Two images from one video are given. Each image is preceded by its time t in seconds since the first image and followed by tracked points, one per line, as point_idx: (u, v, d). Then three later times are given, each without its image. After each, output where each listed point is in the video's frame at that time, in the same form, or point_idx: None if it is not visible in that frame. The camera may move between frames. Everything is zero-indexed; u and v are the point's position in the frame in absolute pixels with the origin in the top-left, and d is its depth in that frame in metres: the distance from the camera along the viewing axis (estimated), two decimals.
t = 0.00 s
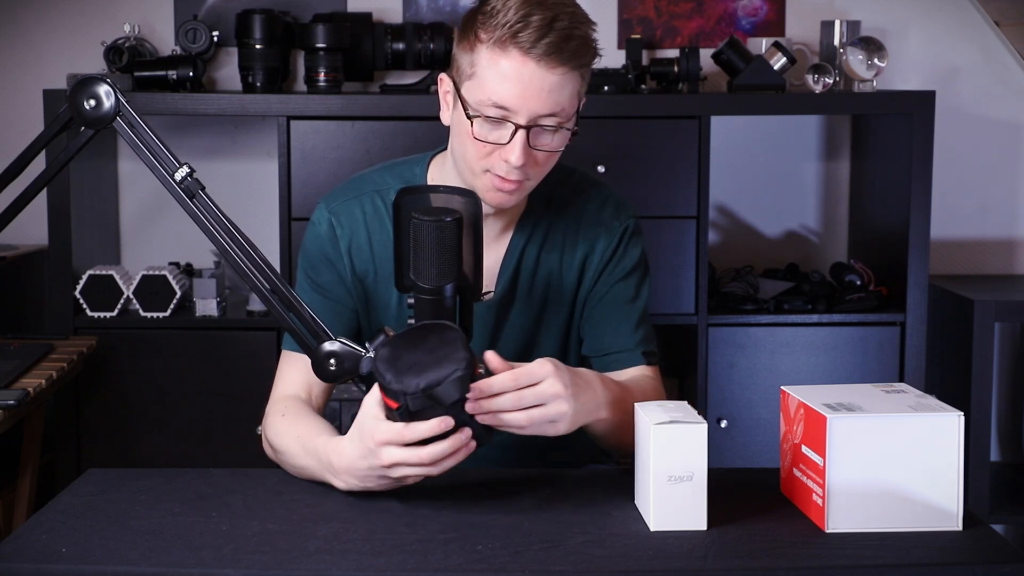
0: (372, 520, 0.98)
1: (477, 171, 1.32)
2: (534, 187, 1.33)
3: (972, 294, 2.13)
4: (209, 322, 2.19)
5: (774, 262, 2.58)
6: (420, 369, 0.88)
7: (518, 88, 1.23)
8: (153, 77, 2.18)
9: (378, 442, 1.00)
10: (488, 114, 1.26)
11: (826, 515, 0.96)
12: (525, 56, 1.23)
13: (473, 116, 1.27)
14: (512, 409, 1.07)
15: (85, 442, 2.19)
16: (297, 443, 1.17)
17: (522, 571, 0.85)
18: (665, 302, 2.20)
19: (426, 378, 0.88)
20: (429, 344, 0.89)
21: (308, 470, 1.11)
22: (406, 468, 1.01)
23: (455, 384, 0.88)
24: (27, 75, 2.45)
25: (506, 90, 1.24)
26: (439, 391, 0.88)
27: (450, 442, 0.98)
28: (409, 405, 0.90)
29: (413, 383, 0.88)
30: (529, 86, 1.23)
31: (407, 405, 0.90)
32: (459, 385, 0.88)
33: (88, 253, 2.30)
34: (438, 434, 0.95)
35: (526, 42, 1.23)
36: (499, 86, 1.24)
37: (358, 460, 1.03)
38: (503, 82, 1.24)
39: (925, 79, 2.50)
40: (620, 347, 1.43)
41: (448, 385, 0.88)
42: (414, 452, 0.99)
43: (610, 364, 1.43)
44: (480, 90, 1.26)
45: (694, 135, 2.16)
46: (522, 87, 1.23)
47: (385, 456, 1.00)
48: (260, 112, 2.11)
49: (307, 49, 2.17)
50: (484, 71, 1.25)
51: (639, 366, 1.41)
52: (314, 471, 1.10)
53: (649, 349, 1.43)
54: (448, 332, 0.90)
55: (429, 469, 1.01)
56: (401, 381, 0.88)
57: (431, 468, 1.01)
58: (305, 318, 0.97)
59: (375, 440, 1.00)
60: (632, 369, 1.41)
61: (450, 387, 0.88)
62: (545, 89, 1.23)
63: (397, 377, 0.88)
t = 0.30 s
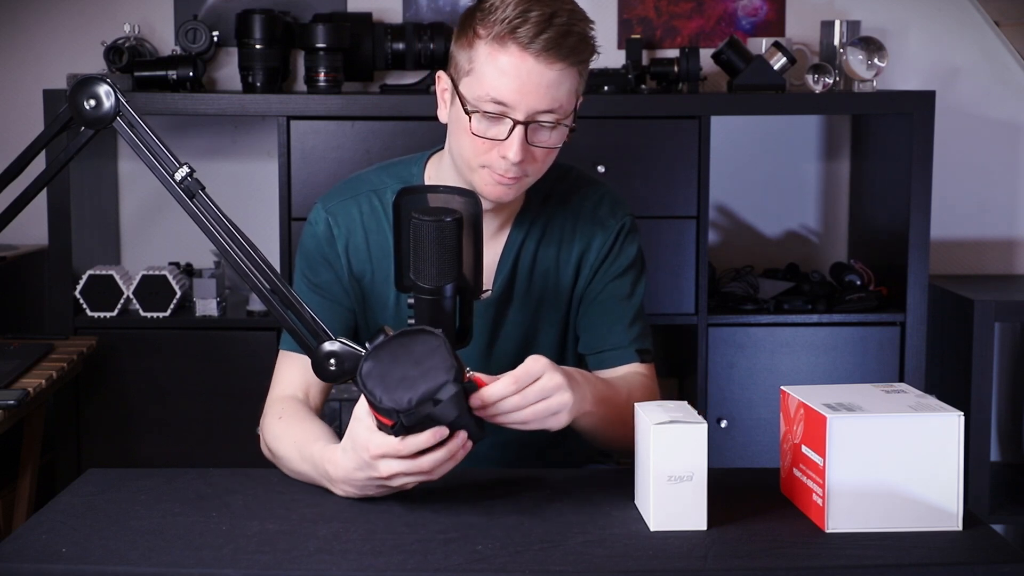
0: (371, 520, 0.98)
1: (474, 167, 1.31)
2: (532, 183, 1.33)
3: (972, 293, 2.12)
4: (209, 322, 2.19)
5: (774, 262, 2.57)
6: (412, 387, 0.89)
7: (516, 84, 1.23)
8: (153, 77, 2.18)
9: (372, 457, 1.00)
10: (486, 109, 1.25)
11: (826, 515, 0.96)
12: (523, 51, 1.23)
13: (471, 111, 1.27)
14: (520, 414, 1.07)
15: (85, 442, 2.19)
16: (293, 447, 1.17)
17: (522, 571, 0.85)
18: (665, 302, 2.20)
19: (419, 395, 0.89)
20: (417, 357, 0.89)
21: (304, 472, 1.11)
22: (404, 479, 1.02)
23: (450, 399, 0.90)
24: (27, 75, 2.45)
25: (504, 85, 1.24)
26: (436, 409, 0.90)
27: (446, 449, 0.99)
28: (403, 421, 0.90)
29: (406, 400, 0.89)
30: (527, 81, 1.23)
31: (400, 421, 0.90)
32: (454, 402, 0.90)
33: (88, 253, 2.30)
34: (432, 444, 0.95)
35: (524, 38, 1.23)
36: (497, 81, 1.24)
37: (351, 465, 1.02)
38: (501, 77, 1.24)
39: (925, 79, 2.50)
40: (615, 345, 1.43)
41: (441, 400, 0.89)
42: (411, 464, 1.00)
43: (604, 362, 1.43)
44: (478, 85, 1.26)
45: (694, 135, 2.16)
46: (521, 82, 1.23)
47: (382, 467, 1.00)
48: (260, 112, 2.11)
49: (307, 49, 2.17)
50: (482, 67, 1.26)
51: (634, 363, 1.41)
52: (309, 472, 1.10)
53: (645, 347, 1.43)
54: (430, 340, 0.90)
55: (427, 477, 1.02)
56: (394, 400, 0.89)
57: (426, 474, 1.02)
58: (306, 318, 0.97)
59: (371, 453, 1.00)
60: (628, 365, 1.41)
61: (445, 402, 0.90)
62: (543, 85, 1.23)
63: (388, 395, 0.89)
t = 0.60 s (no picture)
0: (371, 521, 0.98)
1: (474, 164, 1.31)
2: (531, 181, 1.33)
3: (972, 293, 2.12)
4: (209, 322, 2.19)
5: (775, 262, 2.58)
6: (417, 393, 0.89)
7: (517, 82, 1.23)
8: (153, 77, 2.18)
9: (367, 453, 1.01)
10: (487, 107, 1.25)
11: (826, 515, 0.96)
12: (525, 50, 1.23)
13: (471, 109, 1.27)
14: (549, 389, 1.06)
15: (85, 442, 2.20)
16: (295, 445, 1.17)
17: (522, 572, 0.85)
18: (665, 303, 2.20)
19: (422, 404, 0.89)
20: (435, 369, 0.89)
21: (306, 471, 1.11)
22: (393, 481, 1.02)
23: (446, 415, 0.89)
24: (27, 75, 2.45)
25: (506, 84, 1.24)
26: (426, 419, 0.89)
27: (438, 462, 0.98)
28: (401, 422, 0.90)
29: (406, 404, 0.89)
30: (528, 79, 1.23)
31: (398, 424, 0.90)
32: (451, 418, 0.89)
33: (88, 253, 2.30)
34: (425, 454, 0.95)
35: (526, 36, 1.23)
36: (498, 79, 1.24)
37: (354, 464, 1.03)
38: (502, 75, 1.24)
39: (925, 79, 2.50)
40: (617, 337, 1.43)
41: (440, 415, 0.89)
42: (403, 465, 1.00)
43: (607, 354, 1.43)
44: (479, 83, 1.26)
45: (694, 135, 2.16)
46: (522, 81, 1.23)
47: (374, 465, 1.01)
48: (260, 113, 2.11)
49: (306, 49, 2.17)
50: (483, 65, 1.25)
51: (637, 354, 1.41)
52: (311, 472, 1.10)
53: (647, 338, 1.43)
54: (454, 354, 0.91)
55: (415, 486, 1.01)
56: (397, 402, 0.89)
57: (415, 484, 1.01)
58: (305, 318, 0.97)
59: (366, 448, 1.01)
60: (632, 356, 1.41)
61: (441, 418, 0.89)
62: (544, 83, 1.23)
63: (394, 396, 0.89)
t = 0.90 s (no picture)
0: (371, 521, 0.98)
1: (476, 160, 1.31)
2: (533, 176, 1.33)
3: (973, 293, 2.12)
4: (209, 322, 2.19)
5: (775, 262, 2.57)
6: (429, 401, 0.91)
7: (522, 76, 1.23)
8: (153, 77, 2.18)
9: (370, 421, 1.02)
10: (491, 101, 1.26)
11: (826, 515, 0.96)
12: (529, 44, 1.23)
13: (475, 103, 1.27)
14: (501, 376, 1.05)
15: (86, 442, 2.20)
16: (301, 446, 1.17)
17: (522, 572, 0.85)
18: (665, 303, 2.20)
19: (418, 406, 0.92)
20: (454, 396, 0.91)
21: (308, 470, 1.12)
22: (366, 461, 1.01)
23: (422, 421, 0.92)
24: (27, 75, 2.45)
25: (510, 78, 1.24)
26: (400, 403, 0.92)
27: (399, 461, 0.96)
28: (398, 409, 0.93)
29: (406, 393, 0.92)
30: (532, 74, 1.23)
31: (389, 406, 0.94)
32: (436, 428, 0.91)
33: (88, 253, 2.30)
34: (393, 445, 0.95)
35: (530, 31, 1.24)
36: (503, 73, 1.24)
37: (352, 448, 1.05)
38: (507, 69, 1.24)
39: (925, 79, 2.50)
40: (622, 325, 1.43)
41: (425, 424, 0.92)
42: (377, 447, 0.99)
43: (612, 340, 1.43)
44: (483, 77, 1.26)
45: (694, 135, 2.16)
46: (525, 75, 1.23)
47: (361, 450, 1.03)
48: (260, 112, 2.11)
49: (306, 49, 2.17)
50: (488, 59, 1.26)
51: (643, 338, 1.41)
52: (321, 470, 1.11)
53: (650, 323, 1.43)
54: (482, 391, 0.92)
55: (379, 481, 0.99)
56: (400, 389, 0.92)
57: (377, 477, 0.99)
58: (305, 318, 0.97)
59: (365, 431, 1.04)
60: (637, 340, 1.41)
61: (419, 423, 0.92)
62: (548, 78, 1.23)
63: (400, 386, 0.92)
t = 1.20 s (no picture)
0: (371, 521, 0.98)
1: (480, 158, 1.31)
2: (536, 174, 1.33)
3: (973, 293, 2.12)
4: (209, 322, 2.20)
5: (775, 262, 2.57)
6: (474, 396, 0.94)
7: (527, 74, 1.23)
8: (153, 77, 2.18)
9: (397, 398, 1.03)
10: (496, 99, 1.26)
11: (826, 515, 0.96)
12: (534, 42, 1.23)
13: (480, 101, 1.27)
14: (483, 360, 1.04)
15: (86, 442, 2.20)
16: (304, 445, 1.17)
17: (522, 571, 0.85)
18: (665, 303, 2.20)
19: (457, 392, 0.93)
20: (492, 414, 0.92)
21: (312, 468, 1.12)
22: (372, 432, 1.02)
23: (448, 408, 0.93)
24: (26, 75, 2.45)
25: (515, 76, 1.24)
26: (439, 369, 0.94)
27: (402, 441, 0.97)
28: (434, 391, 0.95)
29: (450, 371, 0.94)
30: (537, 72, 1.23)
31: (426, 377, 0.96)
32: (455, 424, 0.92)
33: (88, 254, 2.30)
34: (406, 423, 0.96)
35: (535, 29, 1.23)
36: (508, 72, 1.24)
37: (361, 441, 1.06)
38: (512, 68, 1.24)
39: (925, 79, 2.50)
40: (612, 291, 1.40)
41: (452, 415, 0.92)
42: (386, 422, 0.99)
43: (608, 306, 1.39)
44: (488, 76, 1.26)
45: (694, 135, 2.16)
46: (530, 74, 1.23)
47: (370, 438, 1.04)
48: (260, 112, 2.11)
49: (306, 49, 2.17)
50: (493, 58, 1.26)
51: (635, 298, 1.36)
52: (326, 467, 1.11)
53: (640, 285, 1.38)
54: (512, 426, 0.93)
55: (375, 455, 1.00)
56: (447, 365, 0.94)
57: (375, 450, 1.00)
58: (305, 318, 0.97)
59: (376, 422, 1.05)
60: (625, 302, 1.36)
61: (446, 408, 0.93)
62: (552, 76, 1.23)
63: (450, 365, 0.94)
